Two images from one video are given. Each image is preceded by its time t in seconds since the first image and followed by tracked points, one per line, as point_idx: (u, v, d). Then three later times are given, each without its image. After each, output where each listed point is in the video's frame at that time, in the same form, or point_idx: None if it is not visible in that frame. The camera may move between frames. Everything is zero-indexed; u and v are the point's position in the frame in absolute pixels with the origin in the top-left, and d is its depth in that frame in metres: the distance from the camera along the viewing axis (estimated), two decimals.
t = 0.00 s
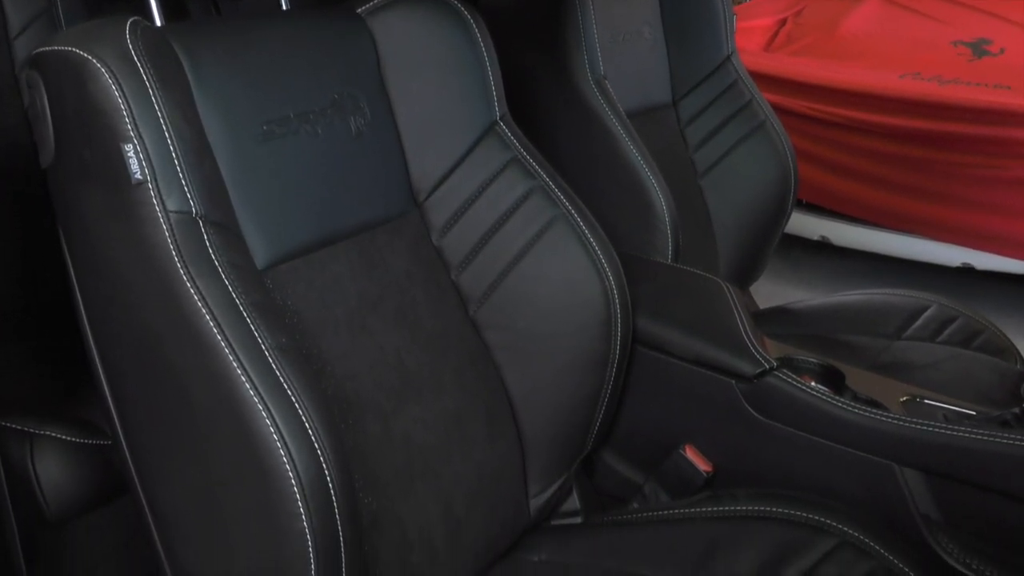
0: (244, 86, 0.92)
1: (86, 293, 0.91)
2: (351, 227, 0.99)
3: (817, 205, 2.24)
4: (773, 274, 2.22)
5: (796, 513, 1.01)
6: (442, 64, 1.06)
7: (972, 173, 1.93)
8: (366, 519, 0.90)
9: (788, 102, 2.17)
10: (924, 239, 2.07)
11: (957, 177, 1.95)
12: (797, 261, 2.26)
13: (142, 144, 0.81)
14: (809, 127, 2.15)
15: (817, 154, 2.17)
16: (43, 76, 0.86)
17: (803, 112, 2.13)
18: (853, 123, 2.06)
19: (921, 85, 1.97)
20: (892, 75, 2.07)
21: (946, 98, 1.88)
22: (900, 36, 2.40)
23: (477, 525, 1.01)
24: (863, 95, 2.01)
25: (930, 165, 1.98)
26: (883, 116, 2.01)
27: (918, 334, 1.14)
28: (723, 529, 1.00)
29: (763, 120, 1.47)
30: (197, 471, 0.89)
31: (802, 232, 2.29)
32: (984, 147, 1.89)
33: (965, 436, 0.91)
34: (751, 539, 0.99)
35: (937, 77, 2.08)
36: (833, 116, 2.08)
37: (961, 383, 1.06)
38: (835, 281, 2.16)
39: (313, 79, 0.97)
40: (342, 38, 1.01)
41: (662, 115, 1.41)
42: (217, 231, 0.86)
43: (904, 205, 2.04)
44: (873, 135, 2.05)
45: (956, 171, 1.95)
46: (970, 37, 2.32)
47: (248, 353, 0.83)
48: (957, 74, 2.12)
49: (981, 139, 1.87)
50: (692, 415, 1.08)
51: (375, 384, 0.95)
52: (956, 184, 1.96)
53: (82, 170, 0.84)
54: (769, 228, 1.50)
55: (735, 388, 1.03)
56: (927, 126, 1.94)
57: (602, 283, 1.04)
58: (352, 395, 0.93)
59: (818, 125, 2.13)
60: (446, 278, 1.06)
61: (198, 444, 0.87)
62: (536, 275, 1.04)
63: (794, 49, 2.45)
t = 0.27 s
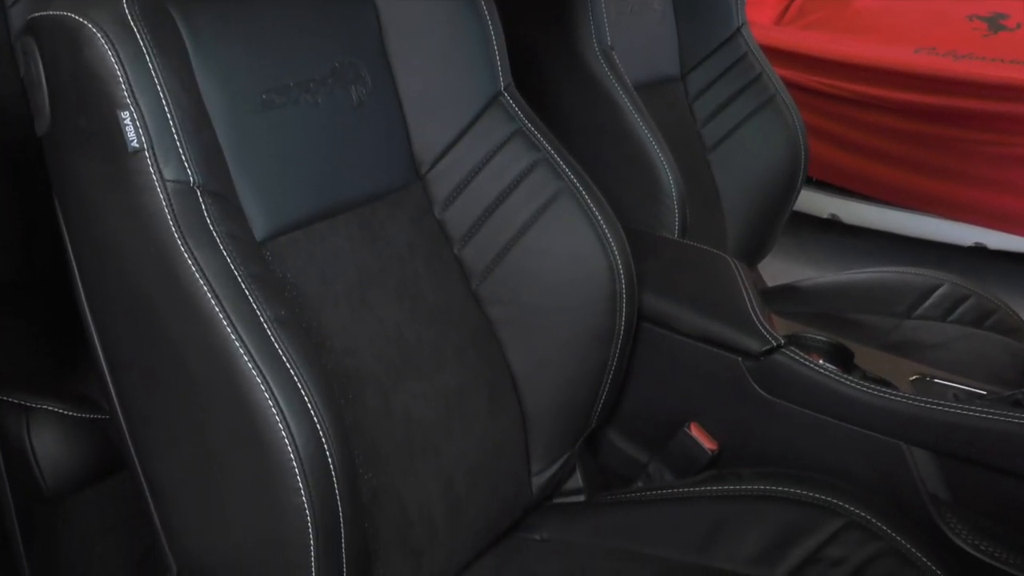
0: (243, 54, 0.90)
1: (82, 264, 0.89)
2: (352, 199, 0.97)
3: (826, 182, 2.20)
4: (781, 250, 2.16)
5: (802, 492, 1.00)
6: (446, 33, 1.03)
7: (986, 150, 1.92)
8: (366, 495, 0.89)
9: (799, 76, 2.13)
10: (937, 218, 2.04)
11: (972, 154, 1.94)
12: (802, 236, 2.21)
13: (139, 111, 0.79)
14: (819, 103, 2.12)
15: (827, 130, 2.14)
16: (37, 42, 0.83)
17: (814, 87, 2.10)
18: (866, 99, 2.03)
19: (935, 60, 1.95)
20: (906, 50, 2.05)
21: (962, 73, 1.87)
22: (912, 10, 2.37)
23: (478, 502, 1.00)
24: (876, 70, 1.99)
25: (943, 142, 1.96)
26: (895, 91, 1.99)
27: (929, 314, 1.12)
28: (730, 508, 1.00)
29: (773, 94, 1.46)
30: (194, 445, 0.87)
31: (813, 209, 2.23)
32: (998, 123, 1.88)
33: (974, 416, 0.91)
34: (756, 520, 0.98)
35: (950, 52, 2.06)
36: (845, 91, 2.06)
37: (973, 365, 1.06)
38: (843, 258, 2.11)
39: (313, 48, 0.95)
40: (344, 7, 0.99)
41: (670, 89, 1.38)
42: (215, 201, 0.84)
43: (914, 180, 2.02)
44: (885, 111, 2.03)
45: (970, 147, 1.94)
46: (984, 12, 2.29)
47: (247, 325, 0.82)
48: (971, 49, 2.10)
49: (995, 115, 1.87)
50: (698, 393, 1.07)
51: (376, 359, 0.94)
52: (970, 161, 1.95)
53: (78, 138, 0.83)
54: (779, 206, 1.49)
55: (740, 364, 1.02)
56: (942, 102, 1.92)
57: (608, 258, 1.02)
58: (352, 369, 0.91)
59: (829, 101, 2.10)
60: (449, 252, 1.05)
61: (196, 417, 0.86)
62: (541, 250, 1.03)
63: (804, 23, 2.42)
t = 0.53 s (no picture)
0: (241, 20, 0.86)
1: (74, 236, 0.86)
2: (353, 171, 0.94)
3: (843, 161, 2.17)
4: (797, 226, 2.08)
5: (813, 476, 0.97)
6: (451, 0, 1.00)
7: (1008, 126, 1.88)
8: (366, 475, 0.87)
9: (818, 50, 2.09)
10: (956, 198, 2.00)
11: (993, 131, 1.90)
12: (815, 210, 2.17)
13: (133, 79, 0.76)
14: (839, 77, 2.08)
15: (843, 105, 2.10)
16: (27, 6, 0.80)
17: (834, 61, 2.07)
18: (886, 73, 1.99)
19: (959, 32, 1.90)
20: (930, 21, 2.00)
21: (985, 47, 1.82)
22: None
23: (481, 484, 0.98)
24: (898, 43, 1.95)
25: (963, 117, 1.92)
26: (913, 66, 1.95)
27: (948, 295, 1.10)
28: (739, 493, 0.98)
29: (789, 68, 1.42)
30: (189, 423, 0.85)
31: (829, 189, 2.17)
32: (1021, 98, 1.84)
33: (994, 400, 0.88)
34: (767, 505, 0.97)
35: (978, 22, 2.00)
36: (865, 65, 2.02)
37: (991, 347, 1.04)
38: (859, 232, 2.07)
39: (314, 15, 0.92)
40: None
41: (684, 61, 1.34)
42: (212, 172, 0.82)
43: (932, 159, 2.00)
44: (902, 87, 1.99)
45: (991, 123, 1.90)
46: None
47: (244, 300, 0.79)
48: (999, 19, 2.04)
49: (1017, 91, 1.83)
50: (708, 374, 1.04)
51: (376, 336, 0.91)
52: (992, 137, 1.90)
53: (70, 106, 0.80)
54: (791, 184, 1.45)
55: (751, 344, 0.99)
56: (963, 76, 1.88)
57: (616, 235, 0.99)
58: (352, 347, 0.89)
59: (849, 75, 2.06)
60: (452, 228, 1.02)
61: (191, 394, 0.84)
62: (548, 226, 1.00)
63: None
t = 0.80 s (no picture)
0: None
1: (61, 208, 0.83)
2: (353, 143, 0.91)
3: (860, 137, 2.14)
4: (812, 208, 2.06)
5: (828, 465, 0.94)
6: None
7: None
8: (365, 459, 0.84)
9: (836, 20, 2.02)
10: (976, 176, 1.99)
11: (1016, 107, 1.88)
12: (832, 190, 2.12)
13: (123, 44, 0.73)
14: (857, 49, 2.02)
15: (860, 78, 2.05)
16: None
17: (852, 33, 2.00)
18: (906, 45, 1.93)
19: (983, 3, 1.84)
20: None
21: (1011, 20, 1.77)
22: None
23: (483, 469, 0.95)
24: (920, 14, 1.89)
25: (984, 92, 1.89)
26: (945, 40, 1.88)
27: (971, 279, 1.07)
28: (750, 480, 0.95)
29: (807, 39, 1.35)
30: (181, 402, 0.82)
31: (847, 167, 2.15)
32: None
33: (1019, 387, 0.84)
34: (781, 494, 0.94)
35: None
36: (884, 38, 1.95)
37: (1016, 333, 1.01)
38: (875, 211, 2.05)
39: None
40: None
41: (697, 33, 1.31)
42: (204, 143, 0.78)
43: (954, 137, 1.97)
44: (933, 61, 1.93)
45: (1013, 99, 1.87)
46: None
47: (240, 276, 0.76)
48: None
49: None
50: (718, 357, 1.01)
51: (376, 315, 0.88)
52: (1013, 113, 1.88)
53: (57, 73, 0.76)
54: (804, 161, 1.39)
55: (765, 327, 0.96)
56: (986, 50, 1.84)
57: (627, 213, 0.95)
58: (350, 326, 0.86)
59: (867, 48, 2.00)
60: (455, 203, 0.99)
61: (183, 373, 0.81)
62: (553, 203, 0.96)
63: None
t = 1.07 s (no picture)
0: None
1: (44, 181, 0.80)
2: (351, 116, 0.87)
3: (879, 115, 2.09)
4: (827, 183, 1.92)
5: (844, 453, 0.89)
6: None
7: None
8: (362, 445, 0.80)
9: None
10: (1004, 154, 1.91)
11: None
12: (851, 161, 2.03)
13: (108, 7, 0.69)
14: (880, 20, 1.99)
15: (882, 50, 2.01)
16: None
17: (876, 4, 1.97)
18: (931, 15, 1.90)
19: None
20: None
21: None
22: None
23: (485, 456, 0.92)
24: None
25: (1011, 66, 1.85)
26: (972, 11, 1.85)
27: (995, 260, 1.05)
28: (762, 469, 0.91)
29: (826, 8, 1.32)
30: (171, 385, 0.79)
31: (867, 143, 2.04)
32: None
33: None
34: (794, 484, 0.90)
35: None
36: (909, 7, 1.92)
37: None
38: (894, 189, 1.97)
39: None
40: None
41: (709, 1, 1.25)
42: (195, 113, 0.74)
43: (976, 111, 1.91)
44: (961, 32, 1.89)
45: None
46: None
47: (231, 252, 0.73)
48: None
49: None
50: (730, 340, 0.98)
51: (375, 296, 0.84)
52: None
53: (40, 39, 0.73)
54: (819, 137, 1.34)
55: (779, 310, 0.92)
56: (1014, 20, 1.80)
57: (635, 190, 0.92)
58: (347, 306, 0.82)
59: (891, 19, 1.97)
60: (457, 179, 0.95)
61: (173, 354, 0.78)
62: (558, 179, 0.93)
63: None
